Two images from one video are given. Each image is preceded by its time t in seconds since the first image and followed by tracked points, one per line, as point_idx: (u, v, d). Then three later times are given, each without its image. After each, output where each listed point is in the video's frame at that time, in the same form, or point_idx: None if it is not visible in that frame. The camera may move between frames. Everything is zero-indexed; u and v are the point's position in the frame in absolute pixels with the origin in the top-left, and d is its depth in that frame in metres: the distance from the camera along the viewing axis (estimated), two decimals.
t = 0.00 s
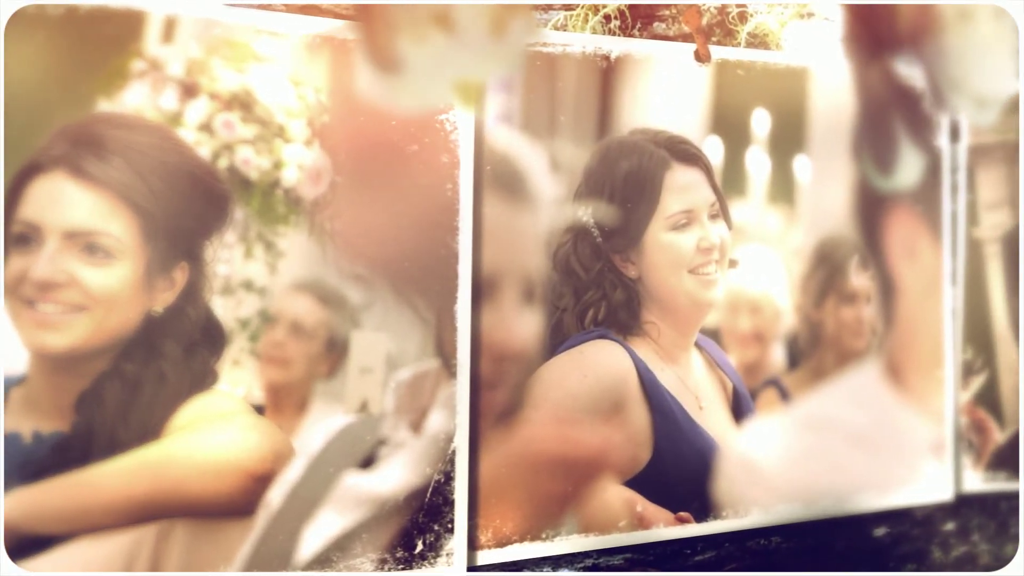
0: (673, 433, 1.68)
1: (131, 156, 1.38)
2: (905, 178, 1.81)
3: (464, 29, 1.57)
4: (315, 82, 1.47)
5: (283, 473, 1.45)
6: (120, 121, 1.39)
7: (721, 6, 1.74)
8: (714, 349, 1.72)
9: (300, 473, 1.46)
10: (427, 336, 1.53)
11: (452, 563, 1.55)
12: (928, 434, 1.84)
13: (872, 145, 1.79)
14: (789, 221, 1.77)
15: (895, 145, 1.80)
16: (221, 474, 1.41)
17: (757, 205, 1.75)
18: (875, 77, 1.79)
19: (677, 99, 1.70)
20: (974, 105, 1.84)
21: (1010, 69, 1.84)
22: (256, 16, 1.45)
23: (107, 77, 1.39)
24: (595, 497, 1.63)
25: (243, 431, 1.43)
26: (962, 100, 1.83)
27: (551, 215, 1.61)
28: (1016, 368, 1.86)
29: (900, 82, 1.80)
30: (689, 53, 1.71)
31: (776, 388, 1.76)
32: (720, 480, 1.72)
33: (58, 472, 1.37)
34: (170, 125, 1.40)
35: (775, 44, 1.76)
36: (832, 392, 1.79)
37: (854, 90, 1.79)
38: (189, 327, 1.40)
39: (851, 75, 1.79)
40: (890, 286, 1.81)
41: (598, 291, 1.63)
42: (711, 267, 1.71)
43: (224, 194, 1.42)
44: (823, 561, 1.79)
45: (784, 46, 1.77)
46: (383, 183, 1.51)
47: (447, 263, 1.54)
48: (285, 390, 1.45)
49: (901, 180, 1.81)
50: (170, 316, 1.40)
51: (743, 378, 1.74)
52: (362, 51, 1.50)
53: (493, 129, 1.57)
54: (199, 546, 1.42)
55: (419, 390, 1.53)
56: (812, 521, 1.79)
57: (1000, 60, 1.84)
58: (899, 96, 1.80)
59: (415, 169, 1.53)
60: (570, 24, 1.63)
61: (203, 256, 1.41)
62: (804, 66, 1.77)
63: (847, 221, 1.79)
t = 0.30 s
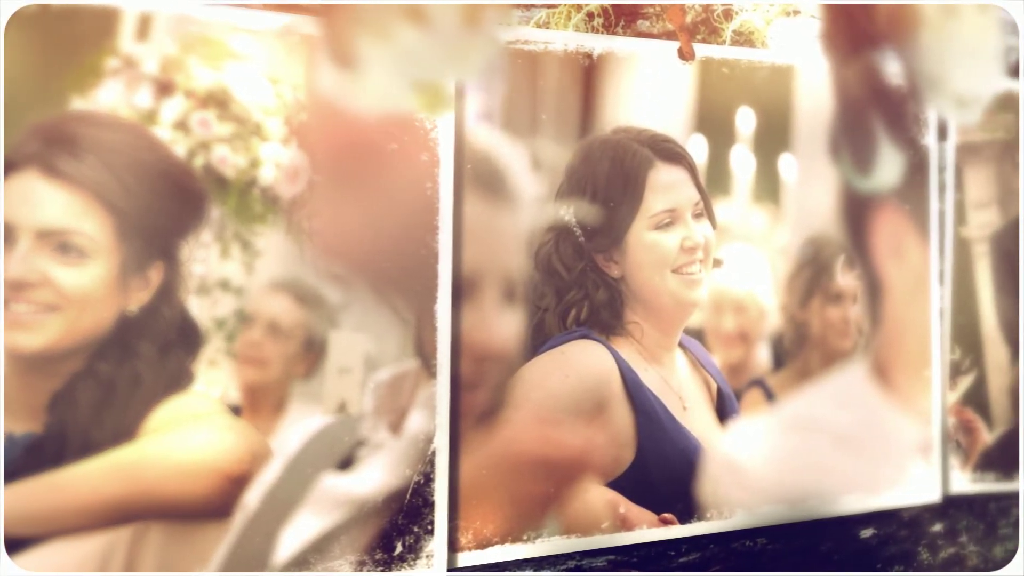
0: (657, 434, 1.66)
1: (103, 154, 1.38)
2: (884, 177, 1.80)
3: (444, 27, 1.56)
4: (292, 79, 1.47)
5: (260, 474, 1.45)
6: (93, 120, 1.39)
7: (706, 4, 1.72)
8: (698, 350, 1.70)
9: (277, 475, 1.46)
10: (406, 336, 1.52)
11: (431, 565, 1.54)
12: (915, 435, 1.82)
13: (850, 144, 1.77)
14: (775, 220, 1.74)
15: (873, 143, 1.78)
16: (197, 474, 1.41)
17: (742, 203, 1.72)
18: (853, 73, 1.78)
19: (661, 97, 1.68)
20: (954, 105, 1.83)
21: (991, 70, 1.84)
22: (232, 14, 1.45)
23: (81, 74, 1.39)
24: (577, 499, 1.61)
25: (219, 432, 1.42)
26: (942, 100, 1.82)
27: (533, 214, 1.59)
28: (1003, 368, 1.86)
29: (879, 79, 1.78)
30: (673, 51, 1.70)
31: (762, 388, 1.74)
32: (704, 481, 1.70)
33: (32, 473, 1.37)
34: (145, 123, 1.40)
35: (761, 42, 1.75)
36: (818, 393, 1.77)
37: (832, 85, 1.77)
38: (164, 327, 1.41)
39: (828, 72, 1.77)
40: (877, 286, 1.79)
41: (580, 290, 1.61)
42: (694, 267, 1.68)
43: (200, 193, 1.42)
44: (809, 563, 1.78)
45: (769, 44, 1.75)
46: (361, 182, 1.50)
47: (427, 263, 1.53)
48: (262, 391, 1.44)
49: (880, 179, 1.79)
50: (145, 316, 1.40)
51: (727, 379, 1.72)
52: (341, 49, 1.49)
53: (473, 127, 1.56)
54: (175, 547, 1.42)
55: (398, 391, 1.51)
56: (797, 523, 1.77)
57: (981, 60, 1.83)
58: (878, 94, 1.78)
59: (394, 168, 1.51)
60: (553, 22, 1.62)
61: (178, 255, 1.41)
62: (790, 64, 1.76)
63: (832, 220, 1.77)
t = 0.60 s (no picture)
0: (639, 435, 1.63)
1: (75, 153, 1.38)
2: (860, 176, 1.78)
3: (423, 24, 1.54)
4: (267, 77, 1.46)
5: (235, 476, 1.44)
6: (66, 118, 1.38)
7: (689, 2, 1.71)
8: (681, 349, 1.68)
9: (253, 475, 1.44)
10: (383, 336, 1.51)
11: (409, 567, 1.52)
12: (900, 435, 1.81)
13: (826, 142, 1.76)
14: (758, 219, 1.73)
15: (848, 143, 1.77)
16: (170, 475, 1.40)
17: (725, 202, 1.71)
18: (829, 71, 1.76)
19: (643, 95, 1.66)
20: (933, 104, 1.82)
21: (971, 71, 1.84)
22: (207, 11, 1.45)
23: (54, 71, 1.39)
24: (557, 500, 1.59)
25: (194, 433, 1.41)
26: (921, 101, 1.81)
27: (512, 213, 1.57)
28: (988, 369, 1.86)
29: (855, 76, 1.77)
30: (655, 48, 1.68)
31: (745, 388, 1.72)
32: (686, 482, 1.67)
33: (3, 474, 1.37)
34: (117, 121, 1.39)
35: (745, 40, 1.73)
36: (802, 393, 1.75)
37: (808, 84, 1.76)
38: (137, 327, 1.39)
39: (805, 70, 1.76)
40: (862, 285, 1.78)
41: (561, 289, 1.59)
42: (677, 266, 1.66)
43: (173, 192, 1.41)
44: (794, 564, 1.75)
45: (753, 42, 1.74)
46: (338, 181, 1.49)
47: (404, 262, 1.51)
48: (237, 391, 1.43)
49: (858, 178, 1.78)
50: (117, 316, 1.39)
51: (710, 380, 1.70)
52: (318, 48, 1.48)
53: (452, 125, 1.54)
54: (148, 549, 1.41)
55: (375, 391, 1.50)
56: (783, 524, 1.74)
57: (959, 61, 1.83)
58: (855, 92, 1.77)
59: (371, 167, 1.50)
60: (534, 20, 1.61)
61: (152, 254, 1.40)
62: (773, 62, 1.74)
63: (817, 219, 1.76)
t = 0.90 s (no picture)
0: (620, 436, 1.61)
1: (46, 153, 1.38)
2: (835, 176, 1.76)
3: (400, 23, 1.53)
4: (241, 75, 1.45)
5: (209, 478, 1.43)
6: (37, 117, 1.38)
7: None
8: (662, 350, 1.66)
9: (227, 477, 1.44)
10: (359, 336, 1.49)
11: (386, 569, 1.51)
12: (884, 436, 1.79)
13: (800, 142, 1.74)
14: (740, 219, 1.71)
15: (824, 142, 1.75)
16: (143, 477, 1.39)
17: (707, 202, 1.69)
18: (803, 69, 1.74)
19: (623, 93, 1.65)
20: (905, 101, 1.80)
21: (955, 71, 1.83)
22: (180, 8, 1.44)
23: (25, 69, 1.38)
24: (536, 502, 1.57)
25: (166, 434, 1.40)
26: (891, 96, 1.79)
27: (491, 212, 1.56)
28: (975, 370, 1.85)
29: (829, 74, 1.75)
30: (636, 46, 1.67)
31: (727, 388, 1.70)
32: (668, 484, 1.65)
33: None
34: (89, 119, 1.39)
35: (728, 38, 1.72)
36: (785, 393, 1.74)
37: (787, 81, 1.74)
38: (109, 327, 1.39)
39: (784, 68, 1.74)
40: (845, 285, 1.76)
41: (540, 289, 1.57)
42: (658, 265, 1.64)
43: (146, 191, 1.41)
44: (777, 565, 1.74)
45: (736, 40, 1.72)
46: (313, 180, 1.47)
47: (381, 262, 1.50)
48: (211, 392, 1.42)
49: (840, 178, 1.76)
50: (89, 316, 1.38)
51: (693, 380, 1.68)
52: (293, 46, 1.48)
53: (430, 124, 1.53)
54: (121, 551, 1.41)
55: (351, 392, 1.49)
56: (767, 526, 1.73)
57: (938, 60, 1.82)
58: (837, 90, 1.76)
59: (347, 166, 1.49)
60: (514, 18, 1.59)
61: (124, 254, 1.40)
62: (756, 60, 1.73)
63: (800, 218, 1.74)
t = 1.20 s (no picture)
0: (601, 437, 1.60)
1: (18, 152, 1.38)
2: (810, 177, 1.74)
3: (377, 21, 1.52)
4: (215, 74, 1.44)
5: (182, 480, 1.42)
6: (9, 116, 1.38)
7: None
8: (644, 350, 1.64)
9: (201, 479, 1.43)
10: (336, 337, 1.48)
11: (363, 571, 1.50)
12: (869, 437, 1.78)
13: (773, 142, 1.72)
14: (723, 219, 1.70)
15: (799, 142, 1.73)
16: (115, 479, 1.39)
17: (690, 201, 1.67)
18: (778, 67, 1.73)
19: (603, 92, 1.63)
20: (871, 95, 1.78)
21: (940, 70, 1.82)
22: (153, 6, 1.43)
23: None
24: (516, 504, 1.56)
25: (139, 436, 1.39)
26: (855, 88, 1.77)
27: (469, 212, 1.54)
28: (961, 369, 1.84)
29: (804, 71, 1.73)
30: (617, 45, 1.65)
31: (709, 389, 1.68)
32: (650, 486, 1.64)
33: None
34: (60, 118, 1.38)
35: (711, 36, 1.70)
36: (768, 394, 1.72)
37: (768, 79, 1.72)
38: (80, 327, 1.38)
39: (766, 66, 1.72)
40: (829, 285, 1.75)
41: (520, 289, 1.55)
42: (639, 265, 1.63)
43: (118, 190, 1.40)
44: (761, 568, 1.72)
45: (720, 38, 1.71)
46: (289, 180, 1.46)
47: (357, 262, 1.48)
48: (184, 393, 1.41)
49: (822, 177, 1.75)
50: (60, 316, 1.38)
51: (675, 381, 1.67)
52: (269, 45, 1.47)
53: (407, 123, 1.52)
54: (93, 553, 1.40)
55: (327, 393, 1.48)
56: (750, 528, 1.71)
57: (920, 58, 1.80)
58: (818, 88, 1.74)
59: (323, 166, 1.48)
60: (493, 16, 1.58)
61: (96, 254, 1.39)
62: (739, 59, 1.71)
63: (783, 218, 1.73)
